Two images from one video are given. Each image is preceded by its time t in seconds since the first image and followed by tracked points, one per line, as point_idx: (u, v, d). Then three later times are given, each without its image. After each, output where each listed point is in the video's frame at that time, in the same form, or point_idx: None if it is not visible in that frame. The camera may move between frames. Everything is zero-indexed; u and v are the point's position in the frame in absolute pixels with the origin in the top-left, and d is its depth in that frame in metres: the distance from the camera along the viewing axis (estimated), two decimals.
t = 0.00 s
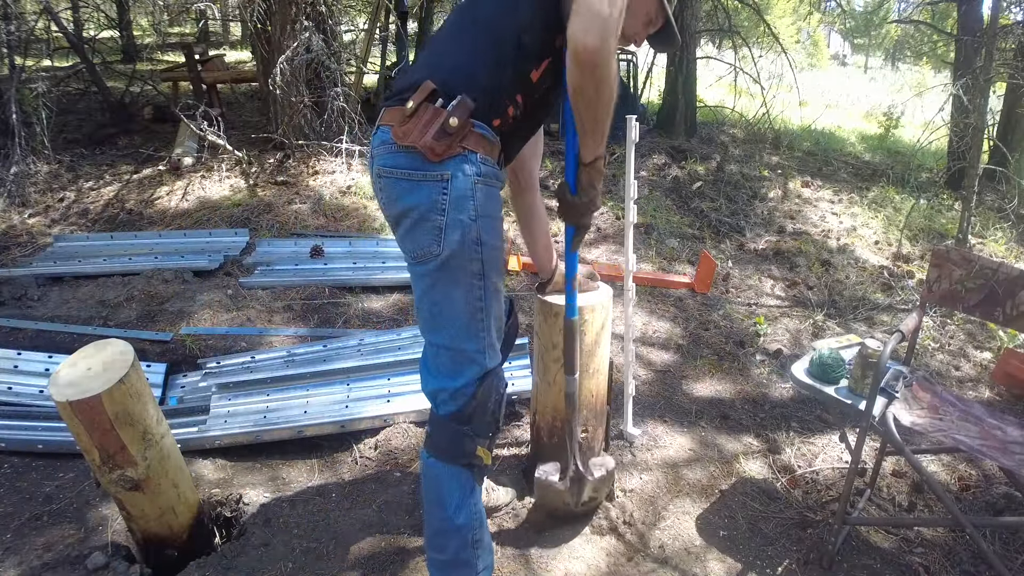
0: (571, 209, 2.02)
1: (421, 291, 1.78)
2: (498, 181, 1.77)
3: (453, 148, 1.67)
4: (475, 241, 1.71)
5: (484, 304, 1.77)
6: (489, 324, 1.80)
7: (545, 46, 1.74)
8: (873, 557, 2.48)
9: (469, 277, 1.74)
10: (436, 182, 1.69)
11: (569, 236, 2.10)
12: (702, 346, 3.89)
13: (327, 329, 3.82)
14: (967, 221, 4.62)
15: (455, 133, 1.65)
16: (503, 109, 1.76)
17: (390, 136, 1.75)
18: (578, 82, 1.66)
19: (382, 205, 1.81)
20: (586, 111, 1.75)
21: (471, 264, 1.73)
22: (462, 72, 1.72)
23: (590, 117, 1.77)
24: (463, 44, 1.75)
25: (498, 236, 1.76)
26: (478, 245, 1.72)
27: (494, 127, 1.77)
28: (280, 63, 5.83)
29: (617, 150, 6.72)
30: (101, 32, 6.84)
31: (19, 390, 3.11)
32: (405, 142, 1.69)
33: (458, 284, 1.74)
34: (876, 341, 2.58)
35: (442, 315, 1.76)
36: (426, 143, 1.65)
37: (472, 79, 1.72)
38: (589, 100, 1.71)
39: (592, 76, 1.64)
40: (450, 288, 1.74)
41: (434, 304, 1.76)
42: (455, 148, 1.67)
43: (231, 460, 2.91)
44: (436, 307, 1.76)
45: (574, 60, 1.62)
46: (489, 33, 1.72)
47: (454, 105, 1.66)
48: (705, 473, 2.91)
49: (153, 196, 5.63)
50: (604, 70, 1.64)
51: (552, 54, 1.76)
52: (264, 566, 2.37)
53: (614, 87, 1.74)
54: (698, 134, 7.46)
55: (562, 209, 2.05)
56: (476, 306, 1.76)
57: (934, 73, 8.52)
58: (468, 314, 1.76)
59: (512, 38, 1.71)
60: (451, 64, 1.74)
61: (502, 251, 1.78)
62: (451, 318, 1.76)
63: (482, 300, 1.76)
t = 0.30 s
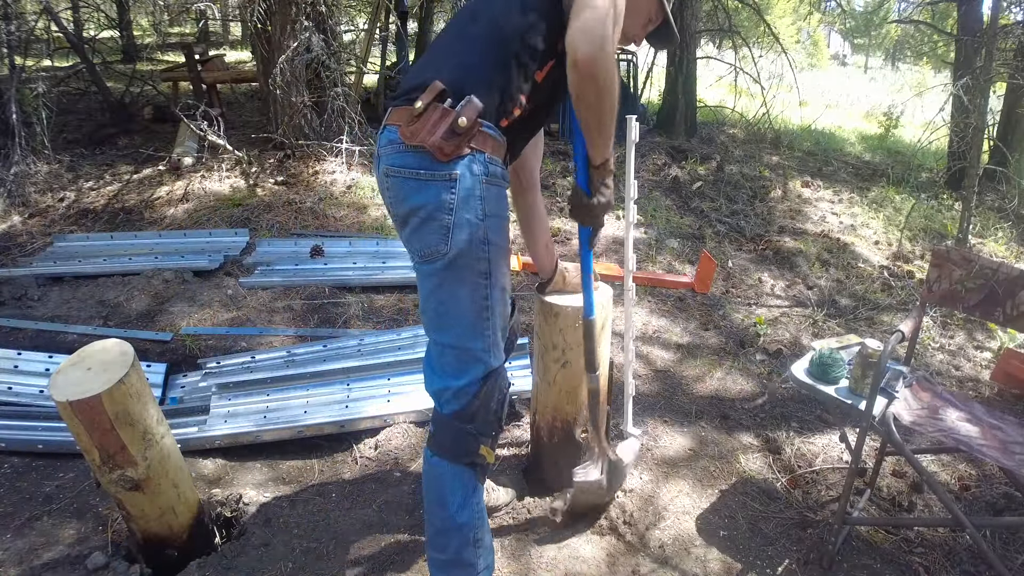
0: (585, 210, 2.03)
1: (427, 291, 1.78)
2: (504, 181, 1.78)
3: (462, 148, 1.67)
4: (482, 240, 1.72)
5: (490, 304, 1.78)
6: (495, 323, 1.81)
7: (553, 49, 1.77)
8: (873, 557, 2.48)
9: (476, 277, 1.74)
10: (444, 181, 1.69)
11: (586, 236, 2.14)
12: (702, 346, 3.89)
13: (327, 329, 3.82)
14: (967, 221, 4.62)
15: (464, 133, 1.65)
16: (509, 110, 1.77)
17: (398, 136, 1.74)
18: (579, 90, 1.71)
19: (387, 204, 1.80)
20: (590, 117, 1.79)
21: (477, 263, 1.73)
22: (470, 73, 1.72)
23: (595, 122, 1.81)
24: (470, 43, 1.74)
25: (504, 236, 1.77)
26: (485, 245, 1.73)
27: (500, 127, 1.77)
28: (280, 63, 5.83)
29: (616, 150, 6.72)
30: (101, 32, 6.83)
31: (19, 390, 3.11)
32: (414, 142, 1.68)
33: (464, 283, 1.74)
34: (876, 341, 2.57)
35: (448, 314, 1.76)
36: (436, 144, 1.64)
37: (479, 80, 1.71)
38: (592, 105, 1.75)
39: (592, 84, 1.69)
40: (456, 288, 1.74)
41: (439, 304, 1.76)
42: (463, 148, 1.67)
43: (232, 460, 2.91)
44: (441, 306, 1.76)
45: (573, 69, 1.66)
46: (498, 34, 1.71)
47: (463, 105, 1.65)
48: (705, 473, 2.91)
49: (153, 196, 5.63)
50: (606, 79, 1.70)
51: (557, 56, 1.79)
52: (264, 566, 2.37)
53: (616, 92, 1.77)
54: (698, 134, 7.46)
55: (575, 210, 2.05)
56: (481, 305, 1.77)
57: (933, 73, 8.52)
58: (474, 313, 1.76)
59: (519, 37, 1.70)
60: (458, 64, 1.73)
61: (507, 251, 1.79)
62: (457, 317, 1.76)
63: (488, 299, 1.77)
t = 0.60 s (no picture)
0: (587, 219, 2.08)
1: (427, 291, 1.78)
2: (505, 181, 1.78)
3: (461, 148, 1.67)
4: (482, 242, 1.72)
5: (490, 305, 1.77)
6: (495, 324, 1.80)
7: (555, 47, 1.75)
8: (873, 557, 2.48)
9: (476, 277, 1.74)
10: (443, 182, 1.68)
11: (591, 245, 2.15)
12: (702, 346, 3.89)
13: (328, 329, 3.83)
14: (967, 221, 4.62)
15: (462, 133, 1.65)
16: (509, 109, 1.77)
17: (396, 136, 1.74)
18: (577, 103, 1.70)
19: (387, 205, 1.80)
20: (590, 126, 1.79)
21: (477, 264, 1.73)
22: (471, 71, 1.72)
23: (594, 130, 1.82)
24: (472, 41, 1.74)
25: (504, 237, 1.77)
26: (485, 246, 1.73)
27: (500, 126, 1.77)
28: (280, 63, 5.84)
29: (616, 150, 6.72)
30: (101, 32, 6.83)
31: (19, 390, 3.11)
32: (412, 142, 1.68)
33: (464, 284, 1.74)
34: (876, 341, 2.57)
35: (448, 315, 1.76)
36: (434, 143, 1.64)
37: (480, 79, 1.71)
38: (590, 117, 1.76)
39: (590, 99, 1.68)
40: (455, 289, 1.74)
41: (440, 305, 1.76)
42: (463, 148, 1.67)
43: (232, 460, 2.91)
44: (441, 307, 1.76)
45: (571, 85, 1.65)
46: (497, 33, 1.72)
47: (462, 104, 1.66)
48: (705, 473, 2.91)
49: (153, 196, 5.63)
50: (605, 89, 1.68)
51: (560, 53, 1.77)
52: (264, 566, 2.37)
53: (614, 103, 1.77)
54: (698, 134, 7.46)
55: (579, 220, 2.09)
56: (482, 307, 1.76)
57: (933, 74, 8.52)
58: (474, 314, 1.76)
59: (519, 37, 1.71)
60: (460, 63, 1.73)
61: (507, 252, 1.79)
62: (457, 318, 1.76)
63: (488, 301, 1.77)
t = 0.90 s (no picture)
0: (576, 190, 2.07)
1: (428, 292, 1.77)
2: (506, 182, 1.78)
3: (464, 149, 1.67)
4: (484, 243, 1.72)
5: (491, 305, 1.78)
6: (495, 325, 1.81)
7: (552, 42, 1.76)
8: (873, 557, 2.48)
9: (477, 278, 1.74)
10: (446, 182, 1.68)
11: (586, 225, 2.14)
12: (703, 346, 3.89)
13: (328, 329, 3.83)
14: (967, 222, 4.62)
15: (467, 133, 1.65)
16: (509, 108, 1.77)
17: (398, 135, 1.73)
18: (559, 70, 1.67)
19: (387, 204, 1.79)
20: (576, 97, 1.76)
21: (478, 265, 1.73)
22: (472, 70, 1.72)
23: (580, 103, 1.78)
24: (473, 41, 1.74)
25: (505, 238, 1.77)
26: (486, 247, 1.73)
27: (501, 127, 1.77)
28: (280, 63, 5.84)
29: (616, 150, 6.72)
30: (101, 32, 6.83)
31: (19, 390, 3.11)
32: (415, 141, 1.67)
33: (466, 285, 1.74)
34: (876, 342, 2.57)
35: (449, 316, 1.76)
36: (438, 143, 1.63)
37: (482, 80, 1.72)
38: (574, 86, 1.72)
39: (572, 65, 1.64)
40: (457, 289, 1.74)
41: (441, 305, 1.76)
42: (466, 148, 1.67)
43: (232, 460, 2.91)
44: (443, 307, 1.76)
45: (553, 48, 1.63)
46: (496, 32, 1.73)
47: (466, 105, 1.65)
48: (705, 473, 2.91)
49: (153, 196, 5.63)
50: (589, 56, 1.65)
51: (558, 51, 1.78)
52: (265, 566, 2.37)
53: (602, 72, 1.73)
54: (698, 134, 7.47)
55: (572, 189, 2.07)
56: (483, 307, 1.77)
57: (934, 73, 8.52)
58: (475, 315, 1.76)
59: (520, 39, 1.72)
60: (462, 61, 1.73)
61: (508, 253, 1.79)
62: (458, 319, 1.76)
63: (489, 302, 1.77)
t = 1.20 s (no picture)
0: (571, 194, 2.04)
1: (423, 294, 1.78)
2: (500, 182, 1.77)
3: (457, 150, 1.67)
4: (478, 244, 1.72)
5: (484, 306, 1.77)
6: (490, 326, 1.80)
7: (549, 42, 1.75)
8: (873, 557, 2.48)
9: (471, 280, 1.74)
10: (439, 184, 1.68)
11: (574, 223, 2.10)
12: (703, 346, 3.89)
13: (328, 330, 3.83)
14: (967, 221, 4.62)
15: (459, 134, 1.64)
16: (504, 108, 1.77)
17: (392, 136, 1.74)
18: (556, 62, 1.65)
19: (382, 205, 1.80)
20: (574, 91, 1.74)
21: (471, 267, 1.73)
22: (467, 70, 1.72)
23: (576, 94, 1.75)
24: (468, 41, 1.74)
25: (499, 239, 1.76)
26: (480, 248, 1.72)
27: (497, 127, 1.76)
28: (280, 63, 5.84)
29: (616, 150, 6.72)
30: (101, 32, 6.83)
31: (19, 390, 3.11)
32: (408, 142, 1.68)
33: (459, 286, 1.74)
34: (876, 341, 2.57)
35: (444, 317, 1.77)
36: (430, 144, 1.63)
37: (478, 79, 1.73)
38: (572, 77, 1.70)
39: (568, 58, 1.62)
40: (451, 291, 1.74)
41: (435, 306, 1.76)
42: (459, 149, 1.66)
43: (232, 460, 2.91)
44: (437, 309, 1.76)
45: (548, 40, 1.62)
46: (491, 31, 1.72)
47: (458, 106, 1.65)
48: (705, 473, 2.91)
49: (153, 196, 5.63)
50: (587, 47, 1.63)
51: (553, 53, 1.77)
52: (264, 566, 2.37)
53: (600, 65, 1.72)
54: (698, 134, 7.47)
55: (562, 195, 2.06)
56: (477, 309, 1.76)
57: (933, 73, 8.53)
58: (469, 317, 1.76)
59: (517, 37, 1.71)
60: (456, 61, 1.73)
61: (502, 253, 1.78)
62: (453, 320, 1.76)
63: (483, 303, 1.77)
